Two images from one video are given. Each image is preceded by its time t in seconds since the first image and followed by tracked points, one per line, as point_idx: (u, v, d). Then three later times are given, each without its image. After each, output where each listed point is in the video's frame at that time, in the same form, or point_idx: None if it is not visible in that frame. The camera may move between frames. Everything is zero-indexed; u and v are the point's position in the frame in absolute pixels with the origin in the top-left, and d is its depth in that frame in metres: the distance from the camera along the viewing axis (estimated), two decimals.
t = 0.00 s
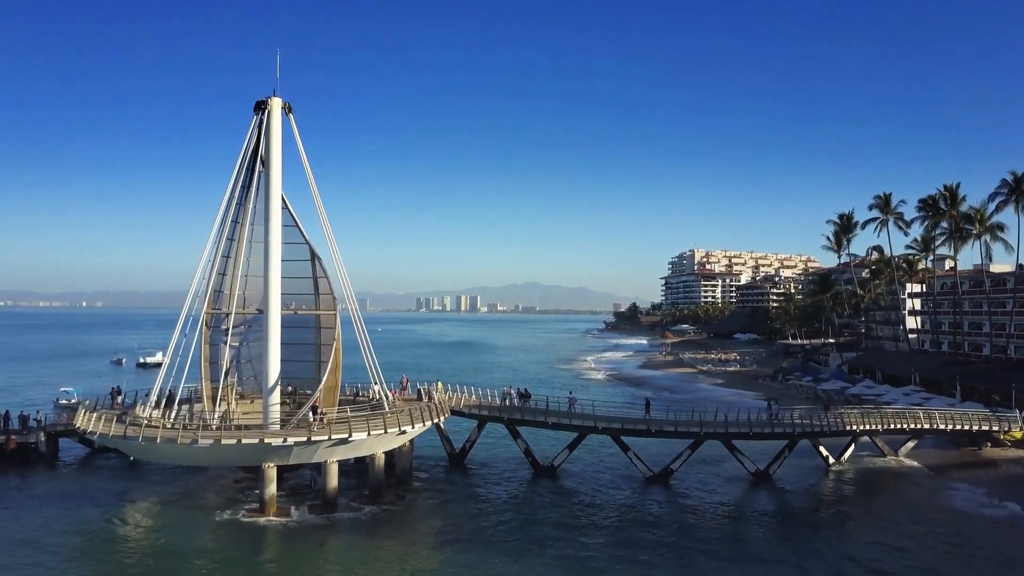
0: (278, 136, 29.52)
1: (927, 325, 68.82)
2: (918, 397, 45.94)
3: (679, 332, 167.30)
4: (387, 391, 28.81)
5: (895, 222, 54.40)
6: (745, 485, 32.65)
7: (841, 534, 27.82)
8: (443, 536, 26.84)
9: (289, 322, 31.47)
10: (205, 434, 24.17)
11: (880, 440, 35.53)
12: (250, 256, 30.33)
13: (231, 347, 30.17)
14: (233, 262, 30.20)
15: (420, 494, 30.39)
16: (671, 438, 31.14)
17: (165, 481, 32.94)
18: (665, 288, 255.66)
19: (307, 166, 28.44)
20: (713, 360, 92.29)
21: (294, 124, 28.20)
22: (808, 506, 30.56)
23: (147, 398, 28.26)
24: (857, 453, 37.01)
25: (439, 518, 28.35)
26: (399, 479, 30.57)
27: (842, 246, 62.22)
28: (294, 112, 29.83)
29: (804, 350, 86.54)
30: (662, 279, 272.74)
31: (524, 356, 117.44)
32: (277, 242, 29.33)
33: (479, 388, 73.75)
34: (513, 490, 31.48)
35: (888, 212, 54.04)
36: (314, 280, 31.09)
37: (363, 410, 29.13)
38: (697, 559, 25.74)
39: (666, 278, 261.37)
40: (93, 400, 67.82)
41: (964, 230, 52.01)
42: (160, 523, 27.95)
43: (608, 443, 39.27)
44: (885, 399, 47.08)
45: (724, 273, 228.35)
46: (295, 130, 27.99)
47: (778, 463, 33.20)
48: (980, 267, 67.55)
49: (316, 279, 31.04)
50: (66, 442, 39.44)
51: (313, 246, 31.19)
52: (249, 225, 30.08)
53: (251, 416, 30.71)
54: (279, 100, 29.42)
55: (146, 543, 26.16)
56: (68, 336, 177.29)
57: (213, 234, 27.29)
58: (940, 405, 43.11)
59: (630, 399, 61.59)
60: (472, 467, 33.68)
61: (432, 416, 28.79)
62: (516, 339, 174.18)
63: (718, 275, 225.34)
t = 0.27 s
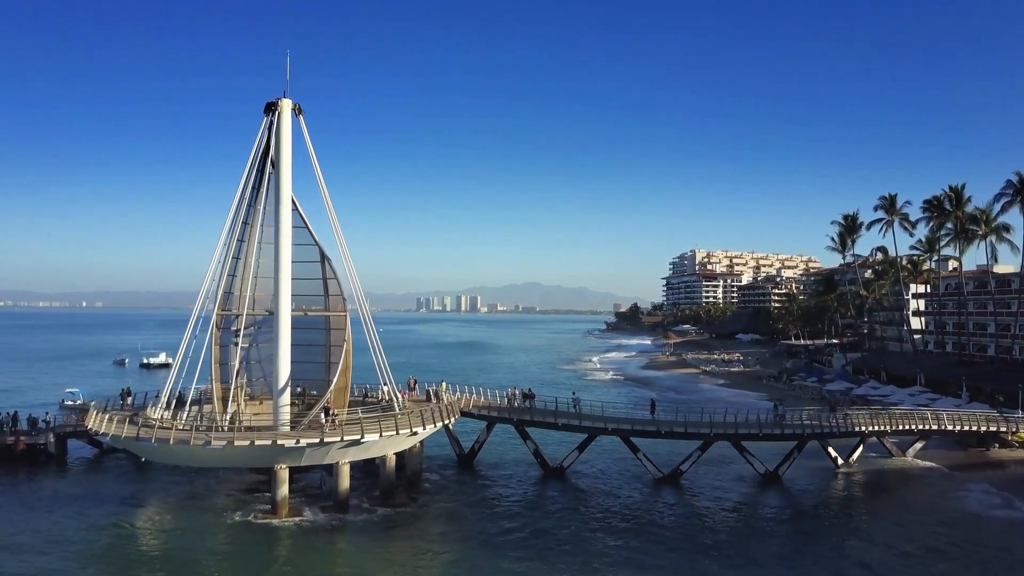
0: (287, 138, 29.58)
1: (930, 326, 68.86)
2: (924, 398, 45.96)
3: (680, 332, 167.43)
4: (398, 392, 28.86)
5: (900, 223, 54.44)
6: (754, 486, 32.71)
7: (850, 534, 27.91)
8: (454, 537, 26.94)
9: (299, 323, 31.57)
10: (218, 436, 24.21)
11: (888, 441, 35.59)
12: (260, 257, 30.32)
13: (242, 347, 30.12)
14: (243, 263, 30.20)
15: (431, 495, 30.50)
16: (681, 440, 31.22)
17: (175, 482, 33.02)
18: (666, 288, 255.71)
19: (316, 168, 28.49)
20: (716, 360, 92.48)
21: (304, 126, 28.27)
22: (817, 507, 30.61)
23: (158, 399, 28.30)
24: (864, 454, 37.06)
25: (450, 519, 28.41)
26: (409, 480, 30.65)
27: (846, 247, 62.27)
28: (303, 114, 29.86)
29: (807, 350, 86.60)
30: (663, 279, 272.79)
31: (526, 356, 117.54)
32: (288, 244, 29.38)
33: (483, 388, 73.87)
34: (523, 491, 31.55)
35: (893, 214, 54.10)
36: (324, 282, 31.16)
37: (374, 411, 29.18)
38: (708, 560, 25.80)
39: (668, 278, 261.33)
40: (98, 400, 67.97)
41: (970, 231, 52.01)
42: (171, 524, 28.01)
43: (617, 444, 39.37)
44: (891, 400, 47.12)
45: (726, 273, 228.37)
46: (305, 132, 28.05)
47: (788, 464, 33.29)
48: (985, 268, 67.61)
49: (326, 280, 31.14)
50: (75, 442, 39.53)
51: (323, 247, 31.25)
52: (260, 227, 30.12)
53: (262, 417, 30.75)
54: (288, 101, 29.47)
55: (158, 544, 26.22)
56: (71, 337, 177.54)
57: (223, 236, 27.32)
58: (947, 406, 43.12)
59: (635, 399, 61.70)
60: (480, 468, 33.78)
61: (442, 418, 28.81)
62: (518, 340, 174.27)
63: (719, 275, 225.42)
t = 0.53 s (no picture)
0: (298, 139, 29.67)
1: (934, 327, 68.87)
2: (931, 399, 45.99)
3: (682, 332, 167.45)
4: (410, 393, 28.90)
5: (906, 225, 54.48)
6: (764, 488, 32.75)
7: (861, 536, 27.92)
8: (467, 538, 26.97)
9: (310, 324, 31.63)
10: (233, 438, 24.22)
11: (897, 442, 35.62)
12: (272, 257, 30.27)
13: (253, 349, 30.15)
14: (255, 264, 30.22)
15: (442, 496, 30.53)
16: (692, 441, 31.25)
17: (186, 483, 33.06)
18: (667, 288, 255.74)
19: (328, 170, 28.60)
20: (720, 361, 92.52)
21: (316, 127, 28.37)
22: (828, 508, 30.65)
23: (170, 401, 28.31)
24: (873, 455, 37.10)
25: (461, 521, 28.36)
26: (421, 482, 30.68)
27: (851, 248, 62.31)
28: (314, 115, 29.93)
29: (811, 351, 86.63)
30: (664, 279, 272.85)
31: (529, 357, 117.53)
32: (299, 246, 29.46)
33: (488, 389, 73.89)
34: (533, 492, 31.58)
35: (899, 215, 54.14)
36: (334, 283, 31.29)
37: (385, 413, 29.20)
38: (722, 561, 25.77)
39: (669, 278, 261.30)
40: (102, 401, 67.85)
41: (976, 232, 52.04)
42: (184, 526, 28.05)
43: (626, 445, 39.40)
44: (898, 401, 47.09)
45: (727, 273, 228.35)
46: (317, 134, 28.14)
47: (798, 465, 33.32)
48: (989, 268, 67.65)
49: (337, 281, 31.27)
50: (84, 444, 39.58)
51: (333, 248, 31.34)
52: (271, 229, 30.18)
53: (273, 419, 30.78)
54: (299, 103, 29.54)
55: (171, 546, 26.25)
56: (73, 337, 177.53)
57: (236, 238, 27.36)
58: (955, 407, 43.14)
59: (640, 400, 61.73)
60: (490, 470, 33.81)
61: (454, 419, 28.84)
62: (520, 340, 174.27)
63: (721, 275, 225.48)
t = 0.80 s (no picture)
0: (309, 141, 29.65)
1: (938, 327, 68.95)
2: (937, 400, 46.07)
3: (684, 332, 167.53)
4: (420, 394, 28.94)
5: (911, 225, 54.52)
6: (772, 489, 32.81)
7: (871, 536, 27.99)
8: (478, 539, 27.04)
9: (319, 326, 31.65)
10: (246, 439, 24.27)
11: (904, 443, 35.68)
12: (282, 259, 30.30)
13: (264, 350, 30.20)
14: (265, 265, 30.27)
15: (452, 498, 30.61)
16: (702, 442, 31.30)
17: (196, 485, 33.13)
18: (668, 288, 255.80)
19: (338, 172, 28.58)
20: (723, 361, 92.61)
21: (326, 130, 28.37)
22: (836, 509, 30.72)
23: (181, 402, 28.35)
24: (881, 457, 37.15)
25: (472, 522, 28.37)
26: (431, 483, 30.75)
27: (856, 249, 62.35)
28: (324, 117, 29.92)
29: (814, 351, 86.70)
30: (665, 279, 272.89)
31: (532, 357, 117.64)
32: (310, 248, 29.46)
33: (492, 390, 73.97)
34: (543, 493, 31.65)
35: (904, 216, 54.18)
36: (344, 284, 31.27)
37: (396, 414, 29.23)
38: (735, 562, 25.79)
39: (670, 278, 261.38)
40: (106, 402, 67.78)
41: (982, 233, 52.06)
42: (196, 527, 28.14)
43: (634, 446, 39.47)
44: (904, 402, 47.08)
45: (729, 273, 228.40)
46: (327, 136, 28.12)
47: (807, 466, 33.40)
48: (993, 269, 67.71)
49: (346, 283, 31.34)
50: (93, 445, 39.65)
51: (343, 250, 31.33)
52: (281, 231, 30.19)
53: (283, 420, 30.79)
54: (309, 105, 29.53)
55: (183, 547, 26.32)
56: (73, 337, 177.20)
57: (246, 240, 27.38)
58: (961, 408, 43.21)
59: (645, 401, 61.82)
60: (499, 471, 33.86)
61: (464, 420, 28.88)
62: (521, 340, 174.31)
63: (722, 276, 225.58)
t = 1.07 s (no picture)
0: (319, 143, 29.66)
1: (942, 328, 68.99)
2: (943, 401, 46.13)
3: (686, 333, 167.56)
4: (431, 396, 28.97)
5: (916, 226, 54.55)
6: (782, 490, 32.85)
7: (881, 537, 28.04)
8: (489, 540, 27.09)
9: (329, 327, 31.66)
10: (259, 441, 24.29)
11: (913, 445, 35.72)
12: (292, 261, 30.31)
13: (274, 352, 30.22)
14: (274, 267, 30.29)
15: (463, 499, 30.65)
16: (712, 444, 31.33)
17: (206, 487, 33.17)
18: (670, 289, 255.81)
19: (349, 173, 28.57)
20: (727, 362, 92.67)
21: (337, 131, 28.38)
22: (846, 510, 30.77)
23: (193, 404, 28.37)
24: (890, 458, 37.19)
25: (483, 524, 28.38)
26: (442, 485, 30.78)
27: (861, 250, 62.39)
28: (334, 119, 29.92)
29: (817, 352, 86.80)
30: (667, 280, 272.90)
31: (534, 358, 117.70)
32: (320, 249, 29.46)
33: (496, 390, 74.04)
34: (553, 495, 31.69)
35: (909, 216, 54.21)
36: (354, 286, 31.26)
37: (407, 416, 29.26)
38: (748, 564, 25.80)
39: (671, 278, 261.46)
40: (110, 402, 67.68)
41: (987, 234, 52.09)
42: (208, 528, 28.18)
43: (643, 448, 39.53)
44: (910, 403, 47.12)
45: (730, 274, 228.42)
46: (338, 137, 28.13)
47: (817, 468, 33.45)
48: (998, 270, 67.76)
49: (356, 284, 31.22)
50: (102, 446, 39.70)
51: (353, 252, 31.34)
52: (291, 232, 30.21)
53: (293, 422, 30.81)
54: (320, 106, 29.53)
55: (195, 549, 26.36)
56: (75, 337, 177.31)
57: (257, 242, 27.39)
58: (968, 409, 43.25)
59: (650, 402, 61.88)
60: (509, 473, 33.89)
61: (476, 422, 28.91)
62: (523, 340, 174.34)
63: (724, 276, 225.63)
